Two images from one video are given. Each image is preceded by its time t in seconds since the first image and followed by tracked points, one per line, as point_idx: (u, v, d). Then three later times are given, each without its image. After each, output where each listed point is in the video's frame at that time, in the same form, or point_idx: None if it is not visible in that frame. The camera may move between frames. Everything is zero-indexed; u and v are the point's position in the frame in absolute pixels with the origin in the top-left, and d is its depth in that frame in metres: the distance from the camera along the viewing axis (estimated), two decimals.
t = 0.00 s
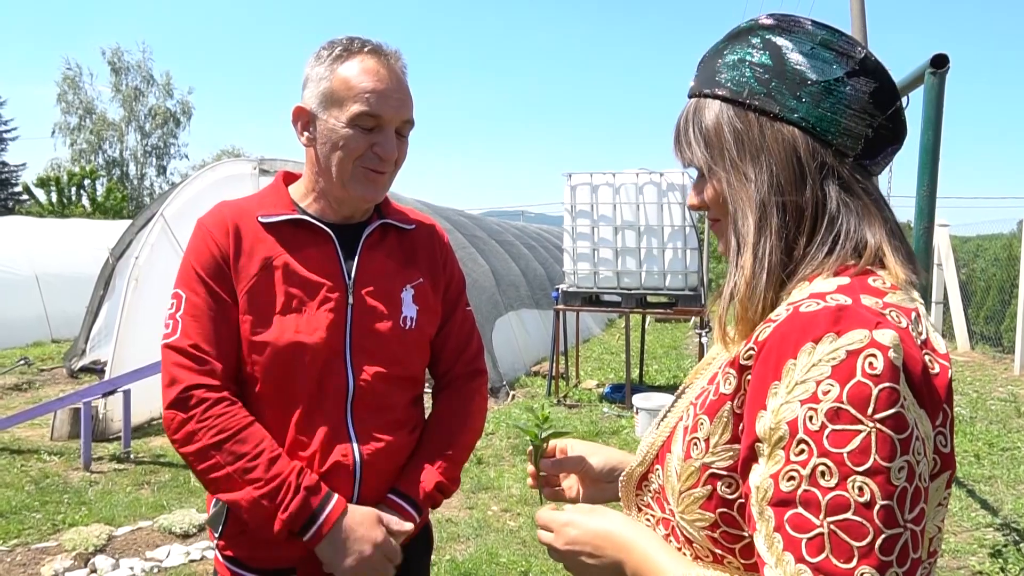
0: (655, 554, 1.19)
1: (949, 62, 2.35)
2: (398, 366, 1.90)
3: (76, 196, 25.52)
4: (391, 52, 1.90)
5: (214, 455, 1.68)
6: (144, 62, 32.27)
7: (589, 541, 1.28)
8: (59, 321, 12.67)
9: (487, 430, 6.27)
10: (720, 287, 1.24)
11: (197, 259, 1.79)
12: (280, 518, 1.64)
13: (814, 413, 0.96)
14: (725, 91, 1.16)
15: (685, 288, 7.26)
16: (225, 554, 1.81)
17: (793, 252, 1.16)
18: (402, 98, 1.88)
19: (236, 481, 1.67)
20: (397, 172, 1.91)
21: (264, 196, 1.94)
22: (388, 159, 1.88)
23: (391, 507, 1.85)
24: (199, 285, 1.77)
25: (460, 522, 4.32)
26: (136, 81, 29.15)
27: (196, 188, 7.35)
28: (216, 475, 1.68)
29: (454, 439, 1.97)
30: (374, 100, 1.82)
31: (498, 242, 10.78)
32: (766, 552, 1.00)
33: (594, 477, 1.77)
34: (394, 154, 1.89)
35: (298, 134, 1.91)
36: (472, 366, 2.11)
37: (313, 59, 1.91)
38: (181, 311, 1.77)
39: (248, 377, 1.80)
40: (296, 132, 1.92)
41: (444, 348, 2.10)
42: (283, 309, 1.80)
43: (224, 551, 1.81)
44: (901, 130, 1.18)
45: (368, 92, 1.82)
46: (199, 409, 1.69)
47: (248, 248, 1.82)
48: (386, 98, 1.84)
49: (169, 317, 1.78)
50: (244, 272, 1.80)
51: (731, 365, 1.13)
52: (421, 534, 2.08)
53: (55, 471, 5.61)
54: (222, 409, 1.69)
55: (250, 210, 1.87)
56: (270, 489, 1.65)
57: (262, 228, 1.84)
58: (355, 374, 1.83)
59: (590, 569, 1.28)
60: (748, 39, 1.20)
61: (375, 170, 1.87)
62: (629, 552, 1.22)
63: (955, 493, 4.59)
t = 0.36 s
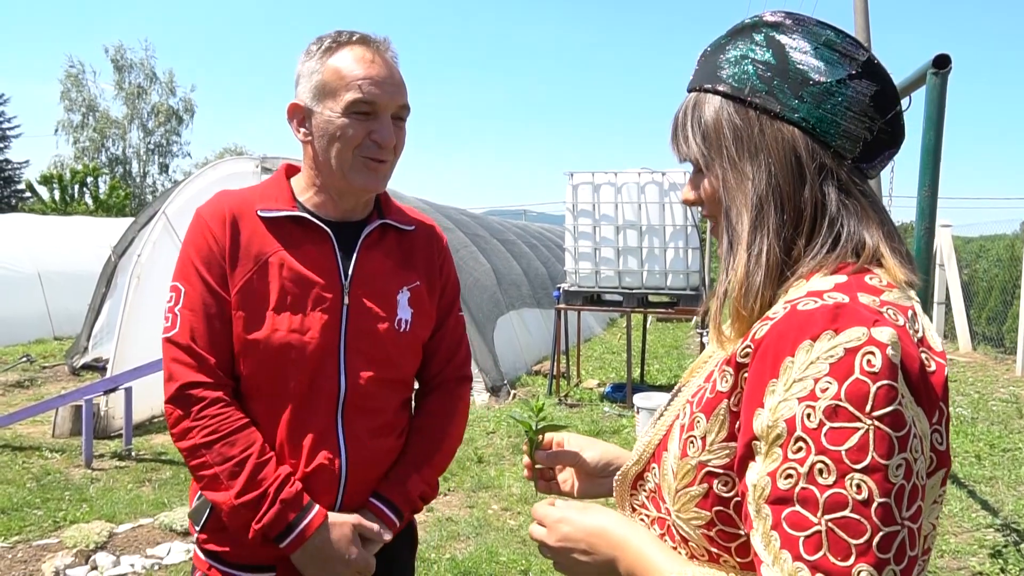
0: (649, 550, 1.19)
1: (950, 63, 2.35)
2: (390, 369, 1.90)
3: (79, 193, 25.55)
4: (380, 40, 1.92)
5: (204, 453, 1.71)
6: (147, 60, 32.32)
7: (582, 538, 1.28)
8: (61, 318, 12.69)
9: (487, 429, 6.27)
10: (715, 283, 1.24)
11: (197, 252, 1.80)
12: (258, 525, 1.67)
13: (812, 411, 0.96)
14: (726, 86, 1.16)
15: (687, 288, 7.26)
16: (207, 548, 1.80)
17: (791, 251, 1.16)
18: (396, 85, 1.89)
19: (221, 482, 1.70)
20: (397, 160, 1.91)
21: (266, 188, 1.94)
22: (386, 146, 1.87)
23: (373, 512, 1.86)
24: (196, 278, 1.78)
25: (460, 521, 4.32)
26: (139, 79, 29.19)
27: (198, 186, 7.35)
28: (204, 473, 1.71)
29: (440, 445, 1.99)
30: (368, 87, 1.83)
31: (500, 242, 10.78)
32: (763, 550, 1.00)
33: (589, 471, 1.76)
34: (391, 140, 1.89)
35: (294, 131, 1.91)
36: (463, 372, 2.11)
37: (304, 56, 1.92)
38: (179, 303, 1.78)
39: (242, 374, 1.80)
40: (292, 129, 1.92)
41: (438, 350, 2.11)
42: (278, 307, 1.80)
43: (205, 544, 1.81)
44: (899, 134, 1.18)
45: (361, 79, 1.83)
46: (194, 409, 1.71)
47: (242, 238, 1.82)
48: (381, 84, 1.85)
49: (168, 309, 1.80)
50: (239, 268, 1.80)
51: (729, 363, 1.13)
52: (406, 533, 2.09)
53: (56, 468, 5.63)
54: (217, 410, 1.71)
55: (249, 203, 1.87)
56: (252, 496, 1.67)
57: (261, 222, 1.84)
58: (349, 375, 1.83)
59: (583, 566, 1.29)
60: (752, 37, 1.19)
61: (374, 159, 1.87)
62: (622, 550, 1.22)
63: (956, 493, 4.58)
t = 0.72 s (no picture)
0: (621, 507, 1.25)
1: (949, 63, 2.35)
2: (356, 368, 1.93)
3: (80, 195, 25.57)
4: (331, 27, 1.93)
5: (168, 468, 1.65)
6: (148, 61, 32.36)
7: (564, 477, 1.35)
8: (62, 319, 12.69)
9: (488, 430, 6.28)
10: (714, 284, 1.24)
11: (149, 252, 1.71)
12: (234, 535, 1.66)
13: (782, 403, 0.96)
14: (729, 87, 1.15)
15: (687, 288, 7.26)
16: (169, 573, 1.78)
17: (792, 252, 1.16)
18: (350, 71, 1.90)
19: (188, 497, 1.65)
20: (355, 147, 1.92)
21: (216, 183, 1.88)
22: (344, 133, 1.88)
23: (346, 516, 1.89)
24: (147, 280, 1.69)
25: (461, 522, 4.32)
26: (140, 80, 29.23)
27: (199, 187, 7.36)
28: (169, 490, 1.66)
29: (405, 441, 2.02)
30: (323, 73, 1.84)
31: (501, 243, 10.79)
32: (722, 528, 1.02)
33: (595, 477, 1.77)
34: (349, 128, 1.90)
35: (246, 122, 1.89)
36: (420, 366, 2.14)
37: (251, 44, 1.91)
38: (127, 308, 1.69)
39: (200, 381, 1.75)
40: (243, 120, 1.90)
41: (397, 345, 2.13)
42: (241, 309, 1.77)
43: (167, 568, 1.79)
44: (902, 136, 1.19)
45: (315, 66, 1.83)
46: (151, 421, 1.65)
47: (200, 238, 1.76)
48: (335, 71, 1.86)
49: (114, 316, 1.70)
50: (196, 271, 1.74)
51: (722, 357, 1.13)
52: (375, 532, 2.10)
53: (57, 469, 5.64)
54: (177, 419, 1.66)
55: (203, 200, 1.81)
56: (222, 508, 1.65)
57: (218, 220, 1.79)
58: (317, 377, 1.84)
59: (557, 503, 1.36)
60: (754, 36, 1.18)
61: (332, 147, 1.87)
62: (596, 501, 1.29)
63: (956, 493, 4.58)
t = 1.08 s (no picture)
0: (624, 510, 1.25)
1: (949, 66, 2.36)
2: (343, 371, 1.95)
3: (83, 198, 25.61)
4: (296, 23, 1.91)
5: (162, 488, 1.64)
6: (151, 64, 32.44)
7: (569, 476, 1.36)
8: (64, 322, 12.69)
9: (489, 432, 6.28)
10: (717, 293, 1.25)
11: (125, 268, 1.68)
12: (235, 551, 1.66)
13: (781, 405, 0.96)
14: (730, 94, 1.15)
15: (689, 291, 7.27)
16: None
17: (797, 256, 1.16)
18: (321, 68, 1.89)
19: (186, 515, 1.64)
20: (332, 146, 1.93)
21: (186, 191, 1.84)
22: (321, 132, 1.89)
23: (340, 518, 1.90)
24: (128, 298, 1.66)
25: (463, 525, 4.32)
26: (143, 83, 29.31)
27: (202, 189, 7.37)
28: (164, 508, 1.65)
29: (391, 439, 2.05)
30: (296, 73, 1.83)
31: (502, 245, 10.79)
32: (722, 531, 1.02)
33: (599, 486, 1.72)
34: (326, 127, 1.90)
35: (216, 126, 1.86)
36: (400, 365, 2.16)
37: (213, 45, 1.87)
38: (107, 327, 1.66)
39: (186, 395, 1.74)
40: (212, 124, 1.87)
41: (377, 343, 2.14)
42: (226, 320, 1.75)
43: None
44: (903, 139, 1.19)
45: (287, 65, 1.82)
46: (143, 441, 1.63)
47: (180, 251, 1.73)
48: (308, 70, 1.85)
49: (95, 335, 1.66)
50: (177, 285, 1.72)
51: (722, 360, 1.13)
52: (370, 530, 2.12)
53: (59, 471, 5.64)
54: (170, 439, 1.65)
55: (179, 209, 1.77)
56: (220, 525, 1.65)
57: (195, 231, 1.76)
58: (304, 382, 1.84)
59: (563, 501, 1.37)
60: (756, 43, 1.18)
61: (309, 148, 1.88)
62: (600, 503, 1.29)
63: (958, 496, 4.58)
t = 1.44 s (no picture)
0: (629, 515, 1.26)
1: (948, 72, 2.37)
2: (390, 375, 1.93)
3: (83, 202, 25.62)
4: (324, 39, 1.94)
5: (216, 491, 1.72)
6: (153, 69, 32.51)
7: (574, 482, 1.36)
8: (65, 325, 12.71)
9: (490, 437, 6.28)
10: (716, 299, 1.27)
11: (175, 286, 1.78)
12: (281, 553, 1.70)
13: (785, 412, 0.97)
14: (737, 100, 1.16)
15: (689, 296, 7.29)
16: None
17: (800, 263, 1.16)
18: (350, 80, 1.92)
19: (237, 515, 1.71)
20: (364, 156, 1.94)
21: (230, 211, 1.92)
22: (352, 142, 1.90)
23: (395, 521, 1.90)
24: (176, 313, 1.77)
25: (463, 530, 4.31)
26: (145, 87, 29.37)
27: (203, 194, 7.38)
28: (219, 510, 1.72)
29: (444, 442, 2.03)
30: (325, 85, 1.85)
31: (503, 250, 10.80)
32: (727, 537, 1.02)
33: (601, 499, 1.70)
34: (357, 136, 1.91)
35: (254, 145, 1.92)
36: (452, 365, 2.14)
37: (249, 67, 1.93)
38: (162, 341, 1.76)
39: (236, 402, 1.80)
40: (251, 142, 1.92)
41: (427, 346, 2.13)
42: (266, 328, 1.79)
43: None
44: (909, 149, 1.19)
45: (316, 79, 1.85)
46: (197, 446, 1.72)
47: (219, 265, 1.80)
48: (337, 82, 1.87)
49: (152, 350, 1.78)
50: (220, 297, 1.78)
51: (728, 367, 1.13)
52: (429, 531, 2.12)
53: (59, 475, 5.64)
54: (217, 444, 1.72)
55: (219, 228, 1.85)
56: (267, 527, 1.70)
57: (233, 245, 1.82)
58: (347, 387, 1.84)
59: (568, 505, 1.37)
60: (761, 50, 1.19)
61: (342, 159, 1.89)
62: (605, 508, 1.30)
63: (959, 502, 4.57)
